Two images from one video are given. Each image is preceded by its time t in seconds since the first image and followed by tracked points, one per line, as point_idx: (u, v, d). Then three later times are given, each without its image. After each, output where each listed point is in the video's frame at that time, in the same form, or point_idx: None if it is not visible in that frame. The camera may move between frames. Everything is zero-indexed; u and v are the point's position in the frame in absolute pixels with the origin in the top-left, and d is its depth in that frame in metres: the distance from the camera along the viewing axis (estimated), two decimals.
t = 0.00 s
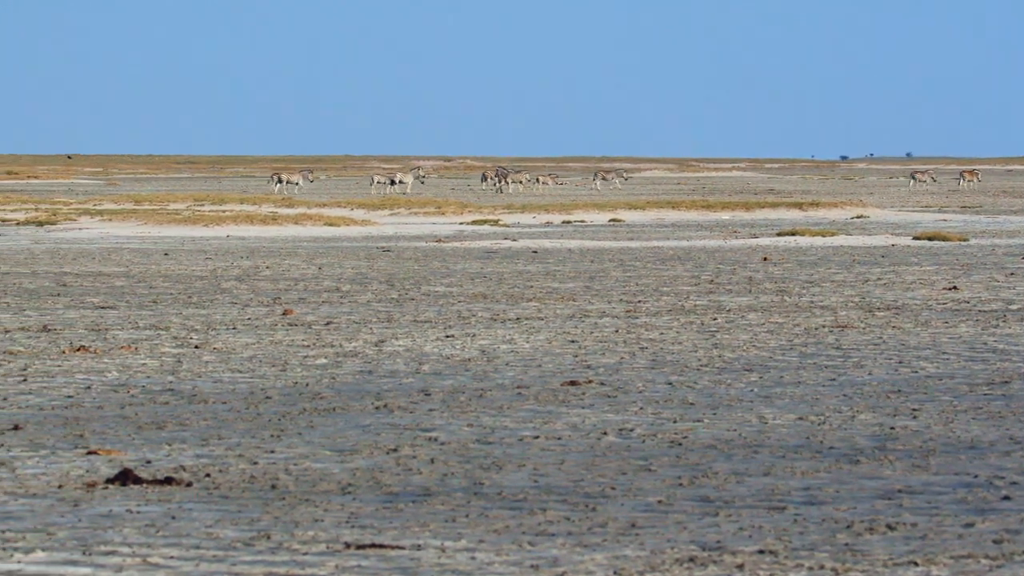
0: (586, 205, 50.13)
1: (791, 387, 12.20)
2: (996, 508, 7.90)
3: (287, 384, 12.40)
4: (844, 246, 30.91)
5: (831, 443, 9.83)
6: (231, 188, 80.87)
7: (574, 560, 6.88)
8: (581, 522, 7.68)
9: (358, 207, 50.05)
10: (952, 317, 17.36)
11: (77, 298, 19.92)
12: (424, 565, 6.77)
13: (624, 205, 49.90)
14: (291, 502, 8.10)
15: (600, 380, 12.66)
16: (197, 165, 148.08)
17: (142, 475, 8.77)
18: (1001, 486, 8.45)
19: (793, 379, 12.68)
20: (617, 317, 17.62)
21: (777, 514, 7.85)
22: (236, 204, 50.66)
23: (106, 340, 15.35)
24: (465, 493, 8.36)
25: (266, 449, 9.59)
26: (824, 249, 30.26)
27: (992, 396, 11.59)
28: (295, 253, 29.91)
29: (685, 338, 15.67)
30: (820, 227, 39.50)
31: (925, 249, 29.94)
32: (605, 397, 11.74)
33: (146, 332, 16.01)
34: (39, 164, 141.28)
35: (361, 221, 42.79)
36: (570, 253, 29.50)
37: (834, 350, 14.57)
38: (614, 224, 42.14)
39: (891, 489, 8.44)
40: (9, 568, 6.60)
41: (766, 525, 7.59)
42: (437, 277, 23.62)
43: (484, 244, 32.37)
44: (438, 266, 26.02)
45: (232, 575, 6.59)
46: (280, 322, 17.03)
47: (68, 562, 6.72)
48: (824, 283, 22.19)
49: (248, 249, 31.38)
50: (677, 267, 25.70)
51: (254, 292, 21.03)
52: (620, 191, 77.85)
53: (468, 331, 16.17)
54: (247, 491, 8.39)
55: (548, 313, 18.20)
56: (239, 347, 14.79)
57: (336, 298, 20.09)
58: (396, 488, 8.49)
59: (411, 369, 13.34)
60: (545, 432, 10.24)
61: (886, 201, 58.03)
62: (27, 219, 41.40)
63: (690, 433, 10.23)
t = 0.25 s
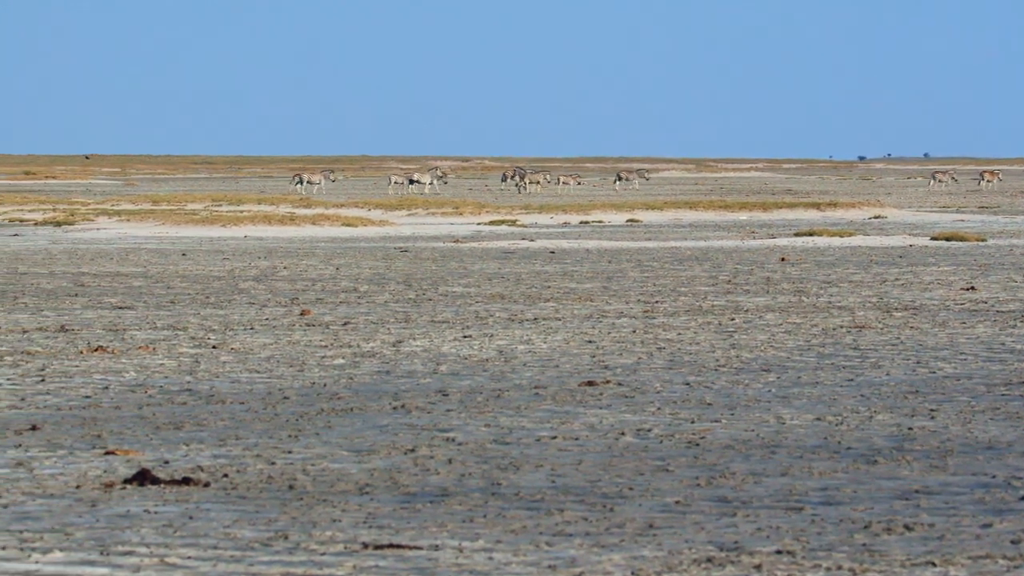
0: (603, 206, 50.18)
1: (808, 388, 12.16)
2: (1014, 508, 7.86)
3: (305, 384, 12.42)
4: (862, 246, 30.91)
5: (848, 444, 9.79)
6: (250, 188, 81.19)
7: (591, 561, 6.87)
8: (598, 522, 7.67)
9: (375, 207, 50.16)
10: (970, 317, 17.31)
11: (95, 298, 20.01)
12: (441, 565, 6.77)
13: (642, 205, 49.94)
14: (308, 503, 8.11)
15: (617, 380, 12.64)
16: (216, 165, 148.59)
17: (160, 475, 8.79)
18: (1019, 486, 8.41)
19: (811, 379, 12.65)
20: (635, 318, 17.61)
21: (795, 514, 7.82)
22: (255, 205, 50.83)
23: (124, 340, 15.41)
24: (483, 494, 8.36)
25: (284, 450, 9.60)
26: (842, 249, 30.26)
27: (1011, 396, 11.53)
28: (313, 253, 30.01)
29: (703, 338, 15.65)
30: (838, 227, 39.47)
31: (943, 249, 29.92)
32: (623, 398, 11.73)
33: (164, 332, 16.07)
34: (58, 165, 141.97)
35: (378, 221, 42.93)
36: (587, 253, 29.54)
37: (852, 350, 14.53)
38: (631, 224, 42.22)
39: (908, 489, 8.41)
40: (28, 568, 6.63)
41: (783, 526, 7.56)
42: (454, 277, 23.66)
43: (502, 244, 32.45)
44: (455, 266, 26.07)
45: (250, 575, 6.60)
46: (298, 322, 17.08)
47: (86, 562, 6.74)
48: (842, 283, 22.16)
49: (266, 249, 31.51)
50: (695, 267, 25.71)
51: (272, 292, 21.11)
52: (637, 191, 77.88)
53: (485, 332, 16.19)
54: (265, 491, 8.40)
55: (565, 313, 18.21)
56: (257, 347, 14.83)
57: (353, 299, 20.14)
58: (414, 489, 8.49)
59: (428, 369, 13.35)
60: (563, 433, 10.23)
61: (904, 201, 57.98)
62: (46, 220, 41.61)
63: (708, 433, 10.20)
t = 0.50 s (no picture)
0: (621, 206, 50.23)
1: (826, 388, 12.12)
2: None
3: (323, 385, 12.44)
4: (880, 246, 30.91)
5: (866, 444, 9.75)
6: (268, 189, 81.51)
7: (609, 561, 6.85)
8: (616, 523, 7.65)
9: (393, 207, 50.30)
10: (988, 317, 17.25)
11: (114, 298, 20.11)
12: (459, 566, 6.77)
13: (659, 205, 49.99)
14: (326, 503, 8.12)
15: (635, 381, 12.62)
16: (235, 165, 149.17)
17: (178, 475, 8.81)
18: None
19: (829, 379, 12.60)
20: (653, 318, 17.61)
21: (812, 515, 7.79)
22: (274, 206, 51.01)
23: (143, 340, 15.48)
24: (500, 494, 8.35)
25: (301, 450, 9.61)
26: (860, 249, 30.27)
27: None
28: (331, 253, 30.12)
29: (721, 338, 15.63)
30: (856, 228, 39.54)
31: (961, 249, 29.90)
32: (640, 398, 11.71)
33: (182, 333, 16.14)
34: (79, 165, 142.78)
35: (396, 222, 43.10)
36: (605, 253, 29.60)
37: (870, 351, 14.49)
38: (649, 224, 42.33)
39: (926, 489, 8.37)
40: (47, 568, 6.65)
41: (801, 526, 7.53)
42: (472, 277, 23.71)
43: (520, 244, 32.54)
44: (473, 266, 26.15)
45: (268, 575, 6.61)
46: (315, 323, 17.13)
47: (104, 562, 6.75)
48: (860, 284, 22.14)
49: (285, 249, 31.64)
50: (713, 267, 25.72)
51: (290, 292, 21.18)
52: (654, 191, 78.06)
53: (503, 332, 16.19)
54: (283, 491, 8.41)
55: (583, 313, 18.21)
56: (275, 347, 14.87)
57: (371, 299, 20.18)
58: (431, 489, 8.49)
59: (446, 370, 13.35)
60: (580, 433, 10.21)
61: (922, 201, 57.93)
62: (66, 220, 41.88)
63: (726, 434, 10.18)
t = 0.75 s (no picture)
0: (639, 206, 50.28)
1: (845, 389, 12.08)
2: None
3: (342, 385, 12.46)
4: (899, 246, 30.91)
5: (885, 445, 9.71)
6: (286, 189, 81.84)
7: (628, 561, 6.84)
8: (634, 523, 7.64)
9: (413, 207, 50.43)
10: (1008, 318, 17.19)
11: (133, 299, 20.22)
12: (478, 566, 6.77)
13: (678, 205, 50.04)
14: (345, 503, 8.13)
15: (653, 381, 12.60)
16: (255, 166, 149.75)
17: (197, 475, 8.84)
18: None
19: (848, 380, 12.56)
20: (672, 318, 17.61)
21: (831, 515, 7.76)
22: (293, 206, 51.21)
23: (163, 340, 15.54)
24: (519, 494, 8.34)
25: (320, 450, 9.63)
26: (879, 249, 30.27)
27: None
28: (351, 253, 30.23)
29: (740, 339, 15.61)
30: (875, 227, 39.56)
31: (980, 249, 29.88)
32: (659, 398, 11.70)
33: (202, 333, 16.20)
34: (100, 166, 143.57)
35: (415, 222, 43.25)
36: (624, 253, 29.66)
37: (889, 351, 14.44)
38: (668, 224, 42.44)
39: (946, 490, 8.33)
40: (66, 568, 6.67)
41: (820, 527, 7.50)
42: (491, 277, 23.75)
43: (540, 244, 32.64)
44: (492, 266, 26.22)
45: None
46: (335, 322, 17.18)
47: (124, 563, 6.77)
48: (880, 283, 22.11)
49: (305, 249, 31.77)
50: (732, 267, 25.73)
51: (310, 292, 21.26)
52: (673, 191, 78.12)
53: (522, 332, 16.21)
54: (302, 491, 8.43)
55: (602, 313, 18.21)
56: (294, 347, 14.90)
57: (390, 299, 20.23)
58: (450, 489, 8.49)
59: (465, 370, 13.36)
60: (599, 434, 10.19)
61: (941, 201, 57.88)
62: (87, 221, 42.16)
63: (745, 434, 10.16)
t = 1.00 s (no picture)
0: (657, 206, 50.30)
1: (863, 389, 12.02)
2: None
3: (361, 385, 12.47)
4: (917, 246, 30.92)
5: (903, 446, 9.67)
6: (305, 189, 82.15)
7: (646, 562, 6.82)
8: (653, 523, 7.62)
9: (431, 207, 50.56)
10: None
11: (152, 299, 20.33)
12: (496, 566, 6.76)
13: (697, 205, 50.06)
14: (363, 503, 8.14)
15: (672, 381, 12.57)
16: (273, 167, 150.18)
17: (215, 475, 8.86)
18: None
19: (866, 381, 12.51)
20: (690, 318, 17.60)
21: (850, 515, 7.73)
22: (312, 206, 51.37)
23: (182, 340, 15.60)
24: (538, 495, 8.33)
25: (339, 451, 9.63)
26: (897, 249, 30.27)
27: None
28: (369, 253, 30.33)
29: (758, 338, 15.58)
30: (893, 227, 39.58)
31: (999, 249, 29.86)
32: (677, 398, 11.69)
33: (221, 333, 16.25)
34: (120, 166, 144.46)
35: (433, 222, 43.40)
36: (641, 253, 29.71)
37: (908, 351, 14.40)
38: (686, 224, 42.54)
39: (964, 490, 8.29)
40: (85, 568, 6.70)
41: (838, 527, 7.48)
42: (509, 278, 23.79)
43: (558, 244, 32.73)
44: (510, 267, 26.28)
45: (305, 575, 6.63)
46: (353, 323, 17.23)
47: (143, 563, 6.79)
48: (899, 284, 22.07)
49: (324, 249, 31.89)
50: (751, 267, 25.74)
51: (328, 292, 21.32)
52: (691, 191, 78.16)
53: (541, 332, 16.21)
54: (320, 492, 8.44)
55: (620, 313, 18.21)
56: (313, 348, 14.93)
57: (408, 299, 20.28)
58: (469, 489, 8.49)
59: (483, 370, 13.36)
60: (617, 434, 10.18)
61: (960, 202, 57.83)
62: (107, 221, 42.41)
63: (763, 434, 10.14)
